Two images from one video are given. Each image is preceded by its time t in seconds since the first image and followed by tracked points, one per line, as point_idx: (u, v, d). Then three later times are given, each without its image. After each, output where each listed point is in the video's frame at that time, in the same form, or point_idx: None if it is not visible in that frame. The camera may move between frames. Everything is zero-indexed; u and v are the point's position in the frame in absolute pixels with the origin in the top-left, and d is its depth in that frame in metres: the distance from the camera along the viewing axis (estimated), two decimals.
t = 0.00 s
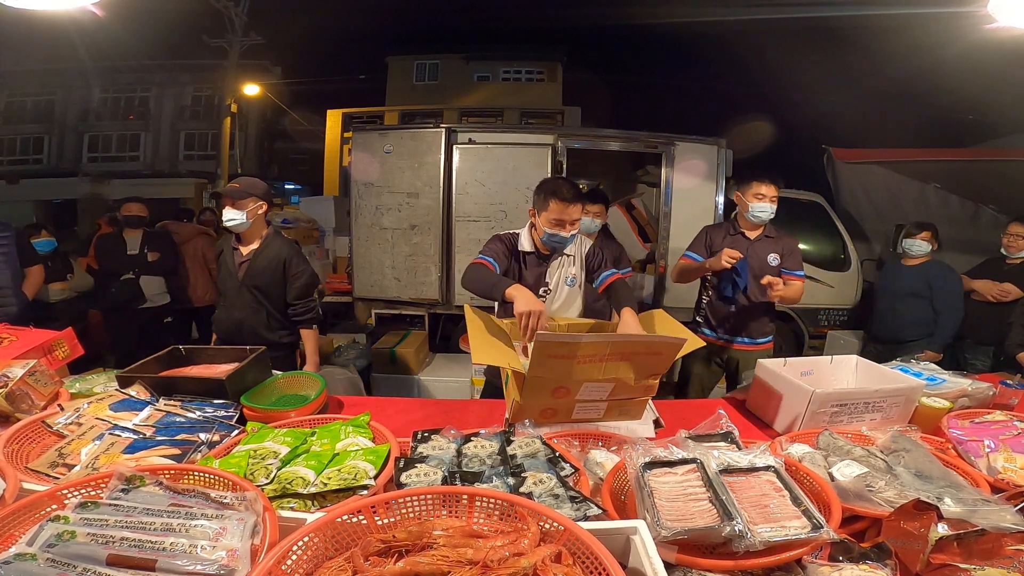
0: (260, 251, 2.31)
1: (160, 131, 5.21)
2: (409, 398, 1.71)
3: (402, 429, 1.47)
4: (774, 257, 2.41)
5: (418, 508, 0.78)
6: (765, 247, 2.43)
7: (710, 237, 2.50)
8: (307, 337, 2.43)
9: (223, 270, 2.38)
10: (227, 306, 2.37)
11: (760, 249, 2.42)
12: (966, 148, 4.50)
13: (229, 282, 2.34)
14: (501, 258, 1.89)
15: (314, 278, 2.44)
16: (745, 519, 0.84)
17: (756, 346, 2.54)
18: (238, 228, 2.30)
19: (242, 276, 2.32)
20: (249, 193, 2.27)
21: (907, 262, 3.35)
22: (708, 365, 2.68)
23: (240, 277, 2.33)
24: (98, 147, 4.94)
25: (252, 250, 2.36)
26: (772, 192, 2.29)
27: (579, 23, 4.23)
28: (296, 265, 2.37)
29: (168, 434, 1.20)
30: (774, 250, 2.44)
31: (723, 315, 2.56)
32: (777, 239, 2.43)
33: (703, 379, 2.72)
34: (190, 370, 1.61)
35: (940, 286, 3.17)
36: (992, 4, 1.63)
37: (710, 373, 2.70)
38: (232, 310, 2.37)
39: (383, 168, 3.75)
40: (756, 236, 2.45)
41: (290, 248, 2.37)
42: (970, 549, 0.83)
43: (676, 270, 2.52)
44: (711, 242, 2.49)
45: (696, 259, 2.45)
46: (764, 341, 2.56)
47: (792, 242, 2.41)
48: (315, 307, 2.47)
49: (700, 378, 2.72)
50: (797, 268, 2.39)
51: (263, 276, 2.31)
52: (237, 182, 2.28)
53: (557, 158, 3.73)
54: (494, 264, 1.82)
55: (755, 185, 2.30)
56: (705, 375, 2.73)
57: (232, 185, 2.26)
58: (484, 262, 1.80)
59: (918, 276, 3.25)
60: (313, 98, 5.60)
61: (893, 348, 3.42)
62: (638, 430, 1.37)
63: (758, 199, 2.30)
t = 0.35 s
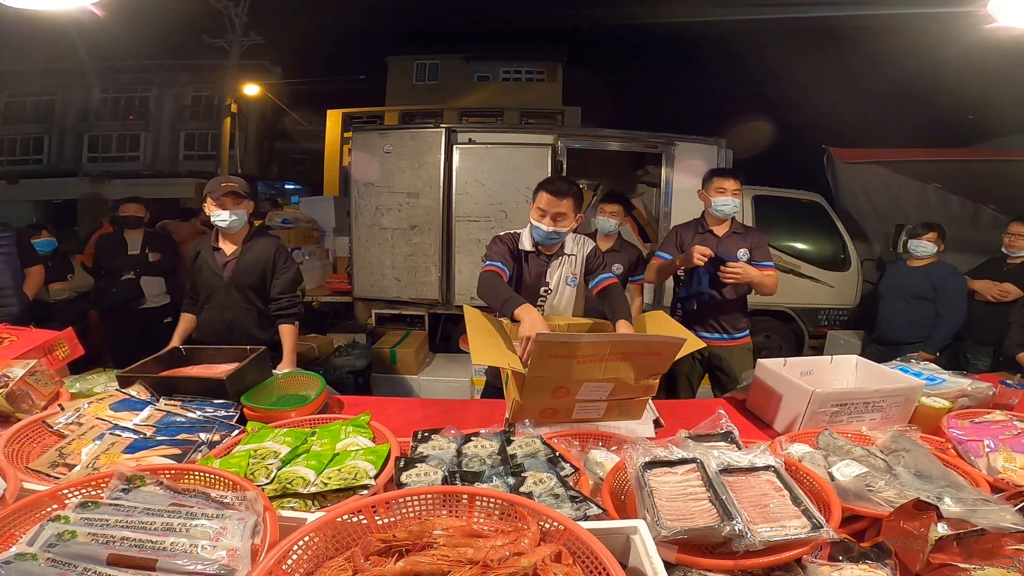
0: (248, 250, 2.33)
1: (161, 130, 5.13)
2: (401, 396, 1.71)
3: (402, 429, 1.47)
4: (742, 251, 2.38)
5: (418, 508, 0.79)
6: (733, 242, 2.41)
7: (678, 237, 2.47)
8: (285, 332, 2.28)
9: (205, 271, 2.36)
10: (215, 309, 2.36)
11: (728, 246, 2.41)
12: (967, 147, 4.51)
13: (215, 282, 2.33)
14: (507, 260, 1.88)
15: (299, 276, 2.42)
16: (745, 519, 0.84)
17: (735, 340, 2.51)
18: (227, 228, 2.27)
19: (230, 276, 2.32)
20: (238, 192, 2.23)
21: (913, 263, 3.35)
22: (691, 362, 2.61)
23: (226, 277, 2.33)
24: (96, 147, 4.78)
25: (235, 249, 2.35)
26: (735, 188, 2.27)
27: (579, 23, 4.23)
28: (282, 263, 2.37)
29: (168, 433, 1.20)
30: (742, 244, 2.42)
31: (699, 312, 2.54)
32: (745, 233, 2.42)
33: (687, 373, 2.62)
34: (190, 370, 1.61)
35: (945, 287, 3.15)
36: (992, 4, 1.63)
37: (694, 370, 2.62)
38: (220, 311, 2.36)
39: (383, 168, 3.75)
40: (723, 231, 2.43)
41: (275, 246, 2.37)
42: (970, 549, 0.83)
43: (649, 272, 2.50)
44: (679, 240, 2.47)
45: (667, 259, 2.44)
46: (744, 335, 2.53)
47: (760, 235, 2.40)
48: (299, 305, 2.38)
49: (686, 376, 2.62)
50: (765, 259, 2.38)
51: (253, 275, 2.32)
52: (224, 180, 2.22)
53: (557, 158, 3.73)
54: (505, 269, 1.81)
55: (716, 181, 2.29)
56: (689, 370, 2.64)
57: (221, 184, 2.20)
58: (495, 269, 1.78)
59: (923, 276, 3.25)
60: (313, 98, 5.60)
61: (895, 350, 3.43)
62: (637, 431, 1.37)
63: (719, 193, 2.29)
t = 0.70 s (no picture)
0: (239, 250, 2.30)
1: (160, 130, 5.26)
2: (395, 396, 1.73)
3: (402, 430, 1.46)
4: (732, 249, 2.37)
5: (418, 508, 0.79)
6: (723, 241, 2.40)
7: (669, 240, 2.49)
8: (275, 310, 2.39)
9: (190, 279, 2.26)
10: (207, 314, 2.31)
11: (717, 245, 2.40)
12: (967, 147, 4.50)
13: (210, 288, 2.28)
14: (509, 265, 1.88)
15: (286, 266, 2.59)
16: (745, 519, 0.84)
17: (731, 338, 2.51)
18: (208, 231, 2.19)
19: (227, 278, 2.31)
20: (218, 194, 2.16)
21: (913, 263, 3.38)
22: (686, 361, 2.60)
23: (222, 281, 2.30)
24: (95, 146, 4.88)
25: (217, 251, 2.31)
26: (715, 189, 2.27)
27: (578, 23, 4.23)
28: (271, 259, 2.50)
29: (168, 433, 1.20)
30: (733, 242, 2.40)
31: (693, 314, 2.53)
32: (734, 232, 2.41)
33: (682, 373, 2.61)
34: (190, 369, 1.61)
35: (945, 287, 3.17)
36: (992, 4, 1.63)
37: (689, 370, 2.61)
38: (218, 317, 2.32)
39: (383, 168, 3.75)
40: (711, 232, 2.42)
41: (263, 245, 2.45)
42: (971, 549, 0.83)
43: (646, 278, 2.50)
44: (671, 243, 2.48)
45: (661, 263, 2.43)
46: (740, 334, 2.52)
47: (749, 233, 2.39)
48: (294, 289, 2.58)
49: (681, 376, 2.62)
50: (756, 253, 2.34)
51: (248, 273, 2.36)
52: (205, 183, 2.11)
53: (557, 158, 3.73)
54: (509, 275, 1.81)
55: (694, 185, 2.29)
56: (684, 370, 2.63)
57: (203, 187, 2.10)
58: (500, 277, 1.78)
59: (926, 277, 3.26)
60: (313, 98, 5.61)
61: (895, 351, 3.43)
62: (637, 431, 1.37)
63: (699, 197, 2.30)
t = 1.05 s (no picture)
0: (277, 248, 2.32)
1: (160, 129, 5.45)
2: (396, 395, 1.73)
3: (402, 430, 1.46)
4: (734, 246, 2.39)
5: (419, 508, 0.78)
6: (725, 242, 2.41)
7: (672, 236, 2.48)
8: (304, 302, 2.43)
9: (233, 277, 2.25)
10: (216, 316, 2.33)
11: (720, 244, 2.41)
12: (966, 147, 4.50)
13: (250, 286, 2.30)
14: (505, 267, 1.88)
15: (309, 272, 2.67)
16: (745, 519, 0.84)
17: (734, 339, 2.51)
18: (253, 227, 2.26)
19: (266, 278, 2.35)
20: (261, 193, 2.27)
21: (914, 264, 3.37)
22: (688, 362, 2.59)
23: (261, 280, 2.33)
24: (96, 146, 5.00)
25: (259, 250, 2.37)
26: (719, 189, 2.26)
27: (578, 23, 4.24)
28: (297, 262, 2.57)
29: (168, 433, 1.20)
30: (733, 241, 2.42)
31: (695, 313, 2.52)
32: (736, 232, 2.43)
33: (685, 373, 2.60)
34: (190, 369, 1.61)
35: (945, 287, 3.17)
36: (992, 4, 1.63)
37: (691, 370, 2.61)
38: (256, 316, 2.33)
39: (383, 168, 3.75)
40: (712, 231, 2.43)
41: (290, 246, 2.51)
42: (971, 549, 0.83)
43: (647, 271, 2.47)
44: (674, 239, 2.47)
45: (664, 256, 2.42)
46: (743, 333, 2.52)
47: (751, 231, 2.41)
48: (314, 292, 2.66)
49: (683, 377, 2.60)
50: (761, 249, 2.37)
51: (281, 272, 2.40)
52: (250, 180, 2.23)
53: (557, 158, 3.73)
54: (503, 277, 1.81)
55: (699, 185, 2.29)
56: (687, 371, 2.62)
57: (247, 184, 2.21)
58: (492, 279, 1.78)
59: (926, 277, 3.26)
60: (313, 98, 5.61)
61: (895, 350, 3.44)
62: (637, 431, 1.37)
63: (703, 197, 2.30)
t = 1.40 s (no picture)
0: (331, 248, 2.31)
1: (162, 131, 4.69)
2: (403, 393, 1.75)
3: (402, 430, 1.46)
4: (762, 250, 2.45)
5: (418, 508, 0.79)
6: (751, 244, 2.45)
7: (695, 238, 2.47)
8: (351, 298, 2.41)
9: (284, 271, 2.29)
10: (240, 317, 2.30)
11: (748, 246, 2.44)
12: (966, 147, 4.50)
13: (300, 282, 2.33)
14: (503, 271, 1.88)
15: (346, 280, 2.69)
16: (745, 519, 0.84)
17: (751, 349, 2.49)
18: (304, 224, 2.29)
19: (313, 275, 2.39)
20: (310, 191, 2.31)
21: (912, 264, 3.38)
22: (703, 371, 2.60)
23: (308, 277, 2.36)
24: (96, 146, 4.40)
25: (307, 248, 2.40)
26: (760, 186, 2.31)
27: (578, 23, 4.24)
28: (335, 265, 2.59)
29: (168, 433, 1.20)
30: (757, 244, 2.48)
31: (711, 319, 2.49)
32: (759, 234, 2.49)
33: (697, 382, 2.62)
34: (190, 370, 1.61)
35: (945, 287, 3.17)
36: (991, 4, 1.63)
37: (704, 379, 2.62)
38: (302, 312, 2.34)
39: (383, 168, 3.75)
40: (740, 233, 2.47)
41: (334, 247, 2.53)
42: (970, 549, 0.83)
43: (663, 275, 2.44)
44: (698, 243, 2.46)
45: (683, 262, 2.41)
46: (760, 345, 2.52)
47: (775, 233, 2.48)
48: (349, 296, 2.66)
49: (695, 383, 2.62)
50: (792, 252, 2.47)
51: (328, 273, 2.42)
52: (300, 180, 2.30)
53: (557, 158, 3.72)
54: (500, 281, 1.83)
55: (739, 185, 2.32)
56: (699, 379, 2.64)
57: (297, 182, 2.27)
58: (490, 283, 1.81)
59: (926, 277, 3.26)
60: (313, 98, 5.61)
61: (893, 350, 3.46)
62: (637, 431, 1.37)
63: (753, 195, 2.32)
